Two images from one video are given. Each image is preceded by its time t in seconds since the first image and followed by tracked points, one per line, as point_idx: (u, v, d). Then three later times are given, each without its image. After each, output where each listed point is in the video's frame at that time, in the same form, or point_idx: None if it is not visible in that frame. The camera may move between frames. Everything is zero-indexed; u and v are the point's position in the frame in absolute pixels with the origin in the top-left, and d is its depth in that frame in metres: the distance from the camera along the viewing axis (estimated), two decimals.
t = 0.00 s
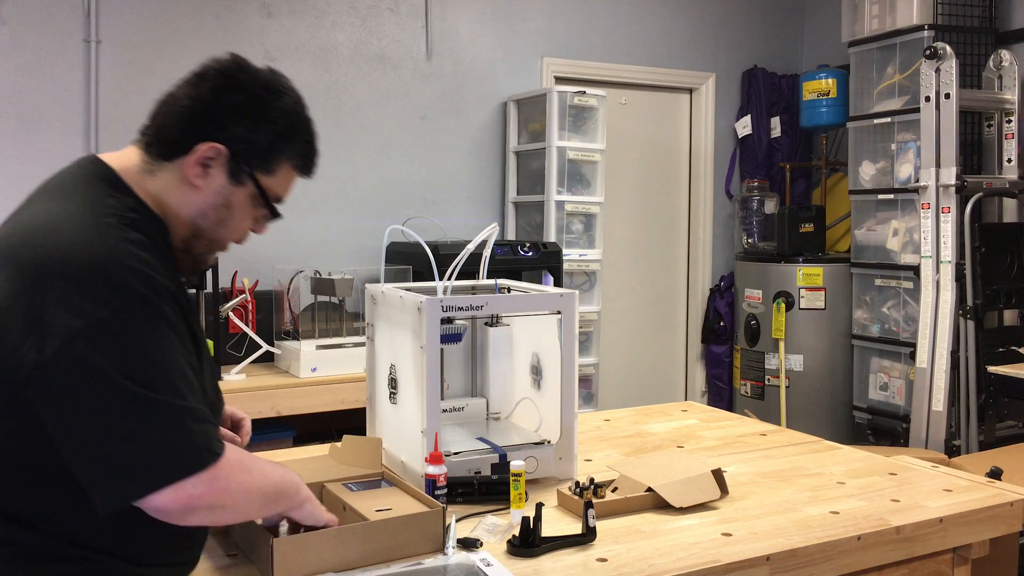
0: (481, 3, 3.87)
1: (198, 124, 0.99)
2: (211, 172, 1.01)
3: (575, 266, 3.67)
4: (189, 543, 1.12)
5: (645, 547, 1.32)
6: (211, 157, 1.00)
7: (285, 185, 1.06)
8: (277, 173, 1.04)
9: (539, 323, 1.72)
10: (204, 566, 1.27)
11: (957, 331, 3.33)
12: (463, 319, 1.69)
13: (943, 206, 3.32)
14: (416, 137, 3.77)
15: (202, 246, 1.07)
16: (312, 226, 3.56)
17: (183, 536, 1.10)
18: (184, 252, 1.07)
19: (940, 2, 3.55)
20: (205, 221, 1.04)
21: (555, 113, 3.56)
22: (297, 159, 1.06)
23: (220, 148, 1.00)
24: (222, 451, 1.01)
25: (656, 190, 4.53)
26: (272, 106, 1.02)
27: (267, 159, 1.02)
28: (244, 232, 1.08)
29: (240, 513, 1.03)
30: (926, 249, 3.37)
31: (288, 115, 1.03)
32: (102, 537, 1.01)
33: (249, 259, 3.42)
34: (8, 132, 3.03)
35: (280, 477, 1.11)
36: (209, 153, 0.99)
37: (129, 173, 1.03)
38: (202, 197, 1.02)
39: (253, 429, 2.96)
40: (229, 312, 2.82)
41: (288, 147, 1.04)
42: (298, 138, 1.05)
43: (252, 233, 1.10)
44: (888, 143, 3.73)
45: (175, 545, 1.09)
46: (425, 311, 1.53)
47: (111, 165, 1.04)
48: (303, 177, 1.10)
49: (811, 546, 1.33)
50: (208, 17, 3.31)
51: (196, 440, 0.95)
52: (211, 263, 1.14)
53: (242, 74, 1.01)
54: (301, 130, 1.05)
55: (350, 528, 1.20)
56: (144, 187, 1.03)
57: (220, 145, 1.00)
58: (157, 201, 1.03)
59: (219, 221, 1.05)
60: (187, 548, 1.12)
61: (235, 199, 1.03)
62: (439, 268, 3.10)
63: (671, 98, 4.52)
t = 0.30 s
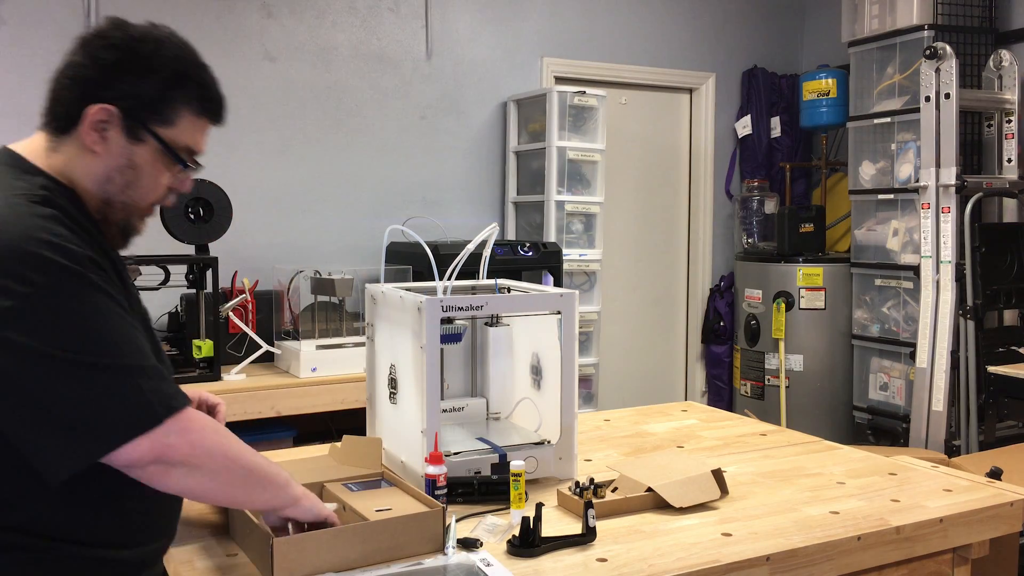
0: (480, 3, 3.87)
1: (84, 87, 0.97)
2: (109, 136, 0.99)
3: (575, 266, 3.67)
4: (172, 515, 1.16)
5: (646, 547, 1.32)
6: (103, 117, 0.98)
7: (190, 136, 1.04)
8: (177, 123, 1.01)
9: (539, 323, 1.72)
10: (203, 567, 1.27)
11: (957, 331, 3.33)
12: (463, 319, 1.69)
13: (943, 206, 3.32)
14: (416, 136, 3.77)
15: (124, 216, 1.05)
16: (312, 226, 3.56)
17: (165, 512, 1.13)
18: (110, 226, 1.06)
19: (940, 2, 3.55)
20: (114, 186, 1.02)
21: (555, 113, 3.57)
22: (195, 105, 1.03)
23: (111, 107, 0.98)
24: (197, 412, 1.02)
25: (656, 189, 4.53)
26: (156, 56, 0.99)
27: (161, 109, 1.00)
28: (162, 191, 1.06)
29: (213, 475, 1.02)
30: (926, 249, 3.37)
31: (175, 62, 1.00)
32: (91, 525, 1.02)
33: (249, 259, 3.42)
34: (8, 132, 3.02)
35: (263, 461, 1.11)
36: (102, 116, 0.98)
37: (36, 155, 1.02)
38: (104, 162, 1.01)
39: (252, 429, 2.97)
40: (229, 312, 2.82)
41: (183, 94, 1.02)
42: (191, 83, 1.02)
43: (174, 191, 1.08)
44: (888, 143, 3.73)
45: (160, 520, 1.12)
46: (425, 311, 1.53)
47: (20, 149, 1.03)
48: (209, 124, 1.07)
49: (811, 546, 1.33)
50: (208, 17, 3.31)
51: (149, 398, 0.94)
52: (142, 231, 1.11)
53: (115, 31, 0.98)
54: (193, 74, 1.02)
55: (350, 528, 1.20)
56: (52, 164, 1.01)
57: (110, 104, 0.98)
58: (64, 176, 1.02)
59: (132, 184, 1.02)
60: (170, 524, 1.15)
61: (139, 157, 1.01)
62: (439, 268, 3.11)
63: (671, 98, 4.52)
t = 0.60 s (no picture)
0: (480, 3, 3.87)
1: None
2: (24, 118, 1.00)
3: (575, 266, 3.67)
4: (160, 492, 1.22)
5: (645, 547, 1.32)
6: (16, 100, 0.99)
7: (107, 104, 1.06)
8: (90, 94, 1.04)
9: (539, 322, 1.72)
10: (203, 567, 1.26)
11: (957, 331, 3.33)
12: (462, 319, 1.69)
13: (943, 206, 3.32)
14: (416, 136, 3.77)
15: (54, 196, 1.06)
16: (311, 226, 3.56)
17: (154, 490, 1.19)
18: (41, 207, 1.07)
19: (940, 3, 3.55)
20: (37, 167, 1.03)
21: (555, 113, 3.57)
22: (105, 75, 1.05)
23: (21, 87, 0.99)
24: (87, 390, 0.96)
25: (656, 189, 4.53)
26: (53, 31, 1.00)
27: (70, 81, 1.01)
28: (90, 162, 1.08)
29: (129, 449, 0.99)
30: (926, 249, 3.37)
31: (76, 33, 1.02)
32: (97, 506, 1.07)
33: (249, 259, 3.42)
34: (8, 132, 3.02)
35: (180, 398, 1.00)
36: (13, 99, 0.99)
37: None
38: (25, 144, 1.02)
39: (252, 429, 2.96)
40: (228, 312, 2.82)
41: (92, 64, 1.04)
42: (99, 49, 1.05)
43: (103, 164, 1.11)
44: (888, 143, 3.73)
45: (152, 497, 1.18)
46: (425, 311, 1.53)
47: None
48: (123, 91, 1.09)
49: (811, 546, 1.33)
50: (208, 17, 3.31)
51: (52, 387, 0.92)
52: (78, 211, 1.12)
53: (11, 13, 0.99)
54: (99, 43, 1.05)
55: (351, 528, 1.19)
56: None
57: (20, 84, 0.99)
58: None
59: (57, 161, 1.04)
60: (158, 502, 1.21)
61: (58, 134, 1.02)
62: (439, 268, 3.11)
63: (671, 98, 4.52)
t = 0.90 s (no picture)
0: (480, 3, 3.87)
1: None
2: None
3: (575, 266, 3.67)
4: (147, 486, 1.30)
5: (646, 547, 1.32)
6: None
7: (58, 93, 1.12)
8: (40, 84, 1.09)
9: (540, 323, 1.72)
10: (204, 567, 1.26)
11: (957, 331, 3.33)
12: (462, 319, 1.70)
13: (943, 206, 3.32)
14: (416, 136, 3.77)
15: (14, 187, 1.12)
16: (311, 226, 3.56)
17: (142, 485, 1.28)
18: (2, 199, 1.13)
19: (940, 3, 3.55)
20: None
21: (555, 113, 3.57)
22: (53, 64, 1.10)
23: None
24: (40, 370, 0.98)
25: (656, 189, 4.53)
26: None
27: (19, 73, 1.07)
28: (48, 151, 1.14)
29: (90, 414, 1.03)
30: (926, 249, 3.37)
31: (20, 26, 1.07)
32: (78, 499, 1.16)
33: (248, 259, 3.42)
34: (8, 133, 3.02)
35: (132, 356, 1.04)
36: None
37: None
38: None
39: (252, 429, 2.97)
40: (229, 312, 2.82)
41: (39, 55, 1.09)
42: (45, 39, 1.09)
43: (62, 153, 1.17)
44: (888, 143, 3.73)
45: (139, 492, 1.27)
46: (425, 311, 1.53)
47: None
48: (73, 79, 1.15)
49: (811, 546, 1.33)
50: (208, 17, 3.31)
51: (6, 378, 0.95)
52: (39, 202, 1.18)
53: None
54: (44, 33, 1.09)
55: (351, 528, 1.20)
56: None
57: None
58: None
59: (14, 154, 1.10)
60: (146, 496, 1.29)
61: (12, 126, 1.08)
62: (439, 267, 3.11)
63: (671, 98, 4.52)
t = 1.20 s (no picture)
0: (480, 3, 3.87)
1: None
2: None
3: (575, 266, 3.67)
4: (143, 483, 1.30)
5: (646, 547, 1.32)
6: None
7: (43, 95, 1.12)
8: (23, 85, 1.09)
9: (540, 323, 1.72)
10: (204, 567, 1.26)
11: (957, 331, 3.33)
12: (462, 319, 1.70)
13: (943, 206, 3.32)
14: (416, 136, 3.77)
15: None
16: (312, 225, 3.56)
17: (135, 480, 1.27)
18: None
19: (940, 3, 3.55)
20: None
21: (555, 113, 3.57)
22: (37, 66, 1.11)
23: None
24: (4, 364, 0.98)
25: (656, 189, 4.54)
26: None
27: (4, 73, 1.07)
28: (31, 153, 1.13)
29: (58, 405, 1.03)
30: (926, 249, 3.37)
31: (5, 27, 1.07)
32: (67, 495, 1.15)
33: (249, 259, 3.42)
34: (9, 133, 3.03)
35: (96, 345, 1.05)
36: None
37: None
38: None
39: (252, 429, 2.97)
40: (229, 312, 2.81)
41: (23, 57, 1.09)
42: (29, 41, 1.10)
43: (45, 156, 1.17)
44: (888, 143, 3.73)
45: (133, 487, 1.26)
46: (425, 311, 1.53)
47: None
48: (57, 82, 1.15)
49: (811, 546, 1.33)
50: (208, 17, 3.31)
51: None
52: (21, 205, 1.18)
53: None
54: (28, 36, 1.10)
55: (352, 528, 1.20)
56: None
57: None
58: None
59: None
60: (141, 492, 1.29)
61: None
62: (439, 268, 3.11)
63: (671, 98, 4.52)
